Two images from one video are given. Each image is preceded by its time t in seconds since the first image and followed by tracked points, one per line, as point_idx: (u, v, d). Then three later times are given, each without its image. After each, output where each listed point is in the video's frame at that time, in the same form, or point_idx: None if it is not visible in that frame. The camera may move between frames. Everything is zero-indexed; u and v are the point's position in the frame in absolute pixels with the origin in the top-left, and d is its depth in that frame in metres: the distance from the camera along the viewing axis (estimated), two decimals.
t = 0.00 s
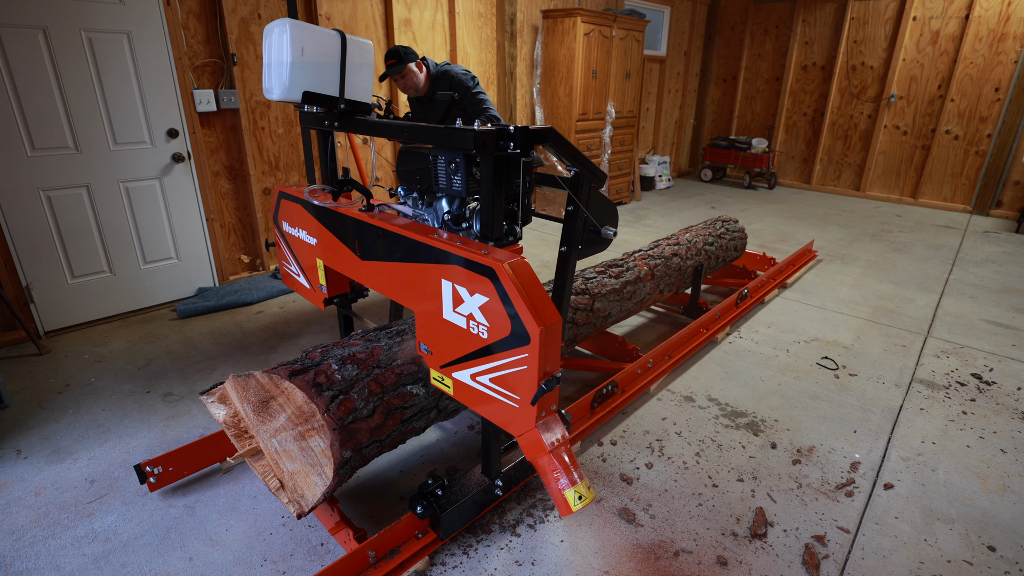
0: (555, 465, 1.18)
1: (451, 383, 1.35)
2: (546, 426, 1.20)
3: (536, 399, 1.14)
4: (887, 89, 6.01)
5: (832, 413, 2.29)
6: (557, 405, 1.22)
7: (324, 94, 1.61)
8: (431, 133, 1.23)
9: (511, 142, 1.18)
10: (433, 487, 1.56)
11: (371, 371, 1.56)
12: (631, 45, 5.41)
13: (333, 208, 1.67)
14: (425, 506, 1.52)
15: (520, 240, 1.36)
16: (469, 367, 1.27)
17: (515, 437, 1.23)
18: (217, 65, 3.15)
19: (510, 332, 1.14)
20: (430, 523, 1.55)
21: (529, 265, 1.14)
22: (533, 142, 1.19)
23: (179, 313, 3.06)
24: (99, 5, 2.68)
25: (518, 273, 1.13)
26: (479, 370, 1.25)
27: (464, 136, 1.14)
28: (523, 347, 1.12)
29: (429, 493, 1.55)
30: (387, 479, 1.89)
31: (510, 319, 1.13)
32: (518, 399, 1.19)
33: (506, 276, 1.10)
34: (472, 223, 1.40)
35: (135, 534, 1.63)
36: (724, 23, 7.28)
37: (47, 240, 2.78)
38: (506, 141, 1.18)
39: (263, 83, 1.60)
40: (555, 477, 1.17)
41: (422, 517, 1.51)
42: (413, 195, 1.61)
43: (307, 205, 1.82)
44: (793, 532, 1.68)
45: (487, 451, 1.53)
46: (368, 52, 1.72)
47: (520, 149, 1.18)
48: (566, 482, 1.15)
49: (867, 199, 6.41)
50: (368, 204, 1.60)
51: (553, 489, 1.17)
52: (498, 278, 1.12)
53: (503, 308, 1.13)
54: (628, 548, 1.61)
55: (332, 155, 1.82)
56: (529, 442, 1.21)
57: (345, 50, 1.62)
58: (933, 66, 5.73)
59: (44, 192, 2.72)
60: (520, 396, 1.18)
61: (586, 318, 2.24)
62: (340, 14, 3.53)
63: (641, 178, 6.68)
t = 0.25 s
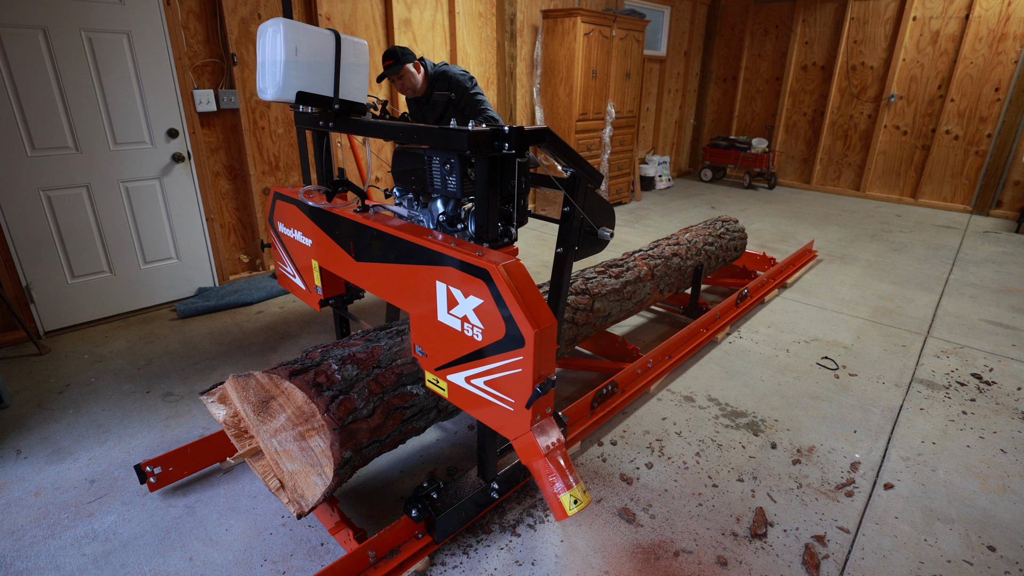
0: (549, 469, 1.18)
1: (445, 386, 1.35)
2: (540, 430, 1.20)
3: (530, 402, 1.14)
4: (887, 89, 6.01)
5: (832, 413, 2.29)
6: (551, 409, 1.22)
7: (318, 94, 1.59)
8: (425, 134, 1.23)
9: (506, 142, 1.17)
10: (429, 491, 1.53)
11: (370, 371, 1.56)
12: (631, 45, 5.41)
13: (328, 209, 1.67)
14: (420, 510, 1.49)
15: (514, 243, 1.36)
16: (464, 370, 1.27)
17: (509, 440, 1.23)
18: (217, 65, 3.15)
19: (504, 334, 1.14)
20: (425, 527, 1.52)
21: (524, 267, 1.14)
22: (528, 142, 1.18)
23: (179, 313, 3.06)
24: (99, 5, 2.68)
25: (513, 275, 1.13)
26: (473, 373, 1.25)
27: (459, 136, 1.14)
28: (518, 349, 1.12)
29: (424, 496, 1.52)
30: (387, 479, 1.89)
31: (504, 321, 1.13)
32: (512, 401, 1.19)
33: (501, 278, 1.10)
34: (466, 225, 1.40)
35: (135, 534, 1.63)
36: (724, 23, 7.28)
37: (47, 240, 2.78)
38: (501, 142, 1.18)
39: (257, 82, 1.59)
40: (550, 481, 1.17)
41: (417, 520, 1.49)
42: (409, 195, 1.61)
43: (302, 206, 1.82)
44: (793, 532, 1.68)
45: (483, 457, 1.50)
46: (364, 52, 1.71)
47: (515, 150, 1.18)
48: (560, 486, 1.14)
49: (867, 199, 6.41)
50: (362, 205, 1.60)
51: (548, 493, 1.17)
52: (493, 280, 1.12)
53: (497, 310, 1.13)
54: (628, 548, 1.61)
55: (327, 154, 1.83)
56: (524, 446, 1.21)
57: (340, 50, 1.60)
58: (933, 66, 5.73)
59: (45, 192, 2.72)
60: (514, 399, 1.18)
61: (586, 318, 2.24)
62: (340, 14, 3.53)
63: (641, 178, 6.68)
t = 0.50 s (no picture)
0: (544, 472, 1.17)
1: (441, 389, 1.35)
2: (535, 433, 1.19)
3: (525, 405, 1.14)
4: (887, 89, 6.01)
5: (832, 413, 2.29)
6: (546, 411, 1.22)
7: (311, 95, 1.59)
8: (419, 135, 1.22)
9: (501, 143, 1.17)
10: (425, 494, 1.52)
11: (371, 371, 1.56)
12: (631, 45, 5.41)
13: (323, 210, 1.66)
14: (415, 513, 1.48)
15: (509, 245, 1.35)
16: (459, 373, 1.27)
17: (504, 443, 1.23)
18: (217, 65, 3.15)
19: (499, 337, 1.14)
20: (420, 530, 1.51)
21: (518, 269, 1.14)
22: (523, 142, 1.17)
23: (179, 313, 3.06)
24: (99, 5, 2.68)
25: (507, 276, 1.13)
26: (468, 375, 1.25)
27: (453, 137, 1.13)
28: (512, 352, 1.12)
29: (419, 500, 1.51)
30: (387, 479, 1.88)
31: (498, 324, 1.12)
32: (507, 404, 1.19)
33: (495, 280, 1.10)
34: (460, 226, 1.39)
35: (135, 534, 1.63)
36: (724, 23, 7.28)
37: (47, 240, 2.77)
38: (496, 142, 1.17)
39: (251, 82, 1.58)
40: (545, 485, 1.16)
41: (412, 524, 1.47)
42: (403, 197, 1.59)
43: (298, 207, 1.81)
44: (793, 532, 1.68)
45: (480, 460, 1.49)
46: (359, 52, 1.70)
47: (510, 150, 1.17)
48: (556, 490, 1.13)
49: (867, 199, 6.41)
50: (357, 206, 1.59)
51: (543, 497, 1.17)
52: (487, 282, 1.11)
53: (491, 312, 1.13)
54: (627, 548, 1.61)
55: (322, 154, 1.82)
56: (519, 449, 1.21)
57: (334, 50, 1.60)
58: (933, 66, 5.73)
59: (45, 192, 2.72)
60: (509, 402, 1.18)
61: (586, 318, 2.24)
62: (340, 14, 3.52)
63: (641, 178, 6.68)
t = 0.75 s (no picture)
0: (538, 476, 1.18)
1: (435, 391, 1.35)
2: (529, 437, 1.19)
3: (519, 408, 1.14)
4: (887, 89, 6.01)
5: (832, 413, 2.29)
6: (540, 414, 1.22)
7: (305, 95, 1.60)
8: (413, 135, 1.22)
9: (495, 143, 1.17)
10: (420, 498, 1.52)
11: (370, 371, 1.56)
12: (631, 45, 5.41)
13: (317, 211, 1.66)
14: (409, 516, 1.48)
15: (505, 246, 1.35)
16: (453, 375, 1.27)
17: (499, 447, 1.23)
18: (217, 65, 3.15)
19: (493, 339, 1.13)
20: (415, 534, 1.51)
21: (512, 270, 1.14)
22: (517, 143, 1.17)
23: (179, 313, 3.06)
24: (99, 5, 2.68)
25: (501, 278, 1.13)
26: (462, 378, 1.25)
27: (447, 137, 1.13)
28: (507, 355, 1.12)
29: (413, 503, 1.51)
30: (387, 479, 1.89)
31: (492, 326, 1.12)
32: (501, 407, 1.19)
33: (489, 282, 1.10)
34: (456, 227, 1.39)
35: (135, 534, 1.63)
36: (724, 23, 7.28)
37: (47, 240, 2.78)
38: (490, 142, 1.17)
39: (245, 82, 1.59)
40: (539, 489, 1.16)
41: (406, 528, 1.47)
42: (398, 197, 1.58)
43: (292, 208, 1.81)
44: (793, 532, 1.68)
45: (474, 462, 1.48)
46: (352, 52, 1.72)
47: (504, 151, 1.17)
48: (550, 494, 1.14)
49: (867, 199, 6.41)
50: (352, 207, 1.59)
51: (538, 501, 1.17)
52: (481, 284, 1.11)
53: (486, 315, 1.13)
54: (627, 548, 1.61)
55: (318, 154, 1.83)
56: (513, 452, 1.21)
57: (328, 50, 1.61)
58: (933, 66, 5.73)
59: (45, 192, 2.72)
60: (504, 405, 1.18)
61: (586, 318, 2.24)
62: (340, 14, 3.52)
63: (641, 178, 6.68)
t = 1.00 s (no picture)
0: (532, 481, 1.17)
1: (430, 394, 1.35)
2: (524, 441, 1.19)
3: (514, 411, 1.14)
4: (887, 89, 6.01)
5: (832, 413, 2.29)
6: (534, 418, 1.22)
7: (299, 95, 1.59)
8: (407, 136, 1.22)
9: (489, 145, 1.16)
10: (415, 500, 1.50)
11: (371, 371, 1.56)
12: (631, 45, 5.40)
13: (312, 212, 1.66)
14: (404, 520, 1.47)
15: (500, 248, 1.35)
16: (448, 378, 1.27)
17: (493, 451, 1.23)
18: (217, 65, 3.15)
19: (487, 342, 1.13)
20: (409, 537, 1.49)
21: (505, 272, 1.14)
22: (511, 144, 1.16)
23: (179, 313, 3.06)
24: (99, 5, 2.68)
25: (494, 280, 1.12)
26: (457, 381, 1.25)
27: (440, 138, 1.13)
28: (501, 358, 1.12)
29: (408, 507, 1.49)
30: (387, 479, 1.89)
31: (486, 329, 1.12)
32: (496, 410, 1.18)
33: (482, 284, 1.10)
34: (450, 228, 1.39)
35: (135, 534, 1.63)
36: (724, 23, 7.28)
37: (47, 240, 2.78)
38: (485, 144, 1.16)
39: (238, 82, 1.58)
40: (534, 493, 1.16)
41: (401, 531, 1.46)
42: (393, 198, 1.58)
43: (287, 209, 1.81)
44: (793, 532, 1.68)
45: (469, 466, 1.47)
46: (347, 51, 1.71)
47: (498, 152, 1.16)
48: (545, 499, 1.15)
49: (867, 199, 6.41)
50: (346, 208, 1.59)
51: (532, 506, 1.16)
52: (474, 286, 1.11)
53: (479, 318, 1.13)
54: (627, 548, 1.61)
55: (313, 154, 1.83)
56: (508, 456, 1.21)
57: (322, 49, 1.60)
58: (933, 66, 5.73)
59: (45, 192, 2.72)
60: (498, 408, 1.18)
61: (586, 318, 2.24)
62: (340, 14, 3.52)
63: (641, 178, 6.68)
